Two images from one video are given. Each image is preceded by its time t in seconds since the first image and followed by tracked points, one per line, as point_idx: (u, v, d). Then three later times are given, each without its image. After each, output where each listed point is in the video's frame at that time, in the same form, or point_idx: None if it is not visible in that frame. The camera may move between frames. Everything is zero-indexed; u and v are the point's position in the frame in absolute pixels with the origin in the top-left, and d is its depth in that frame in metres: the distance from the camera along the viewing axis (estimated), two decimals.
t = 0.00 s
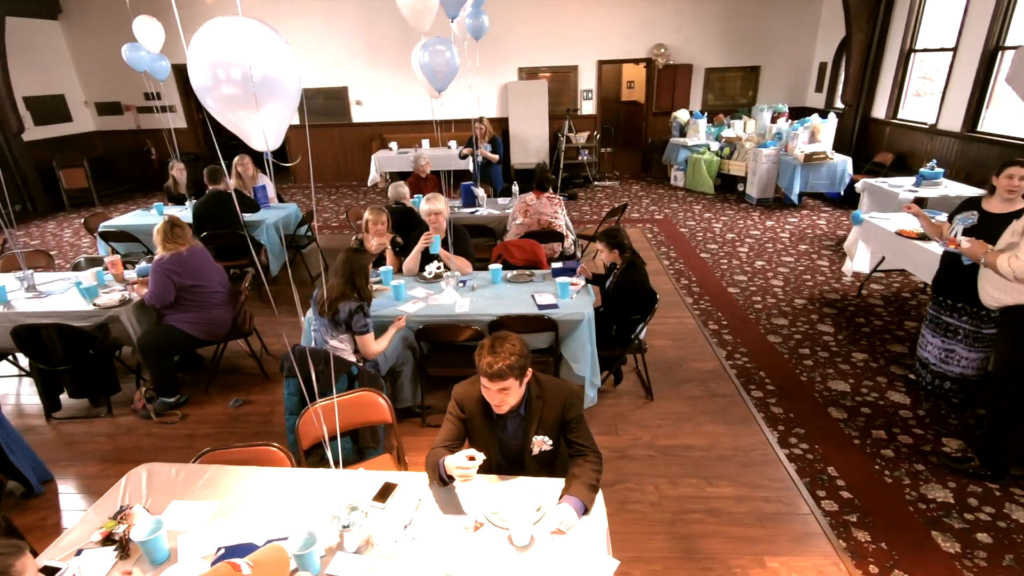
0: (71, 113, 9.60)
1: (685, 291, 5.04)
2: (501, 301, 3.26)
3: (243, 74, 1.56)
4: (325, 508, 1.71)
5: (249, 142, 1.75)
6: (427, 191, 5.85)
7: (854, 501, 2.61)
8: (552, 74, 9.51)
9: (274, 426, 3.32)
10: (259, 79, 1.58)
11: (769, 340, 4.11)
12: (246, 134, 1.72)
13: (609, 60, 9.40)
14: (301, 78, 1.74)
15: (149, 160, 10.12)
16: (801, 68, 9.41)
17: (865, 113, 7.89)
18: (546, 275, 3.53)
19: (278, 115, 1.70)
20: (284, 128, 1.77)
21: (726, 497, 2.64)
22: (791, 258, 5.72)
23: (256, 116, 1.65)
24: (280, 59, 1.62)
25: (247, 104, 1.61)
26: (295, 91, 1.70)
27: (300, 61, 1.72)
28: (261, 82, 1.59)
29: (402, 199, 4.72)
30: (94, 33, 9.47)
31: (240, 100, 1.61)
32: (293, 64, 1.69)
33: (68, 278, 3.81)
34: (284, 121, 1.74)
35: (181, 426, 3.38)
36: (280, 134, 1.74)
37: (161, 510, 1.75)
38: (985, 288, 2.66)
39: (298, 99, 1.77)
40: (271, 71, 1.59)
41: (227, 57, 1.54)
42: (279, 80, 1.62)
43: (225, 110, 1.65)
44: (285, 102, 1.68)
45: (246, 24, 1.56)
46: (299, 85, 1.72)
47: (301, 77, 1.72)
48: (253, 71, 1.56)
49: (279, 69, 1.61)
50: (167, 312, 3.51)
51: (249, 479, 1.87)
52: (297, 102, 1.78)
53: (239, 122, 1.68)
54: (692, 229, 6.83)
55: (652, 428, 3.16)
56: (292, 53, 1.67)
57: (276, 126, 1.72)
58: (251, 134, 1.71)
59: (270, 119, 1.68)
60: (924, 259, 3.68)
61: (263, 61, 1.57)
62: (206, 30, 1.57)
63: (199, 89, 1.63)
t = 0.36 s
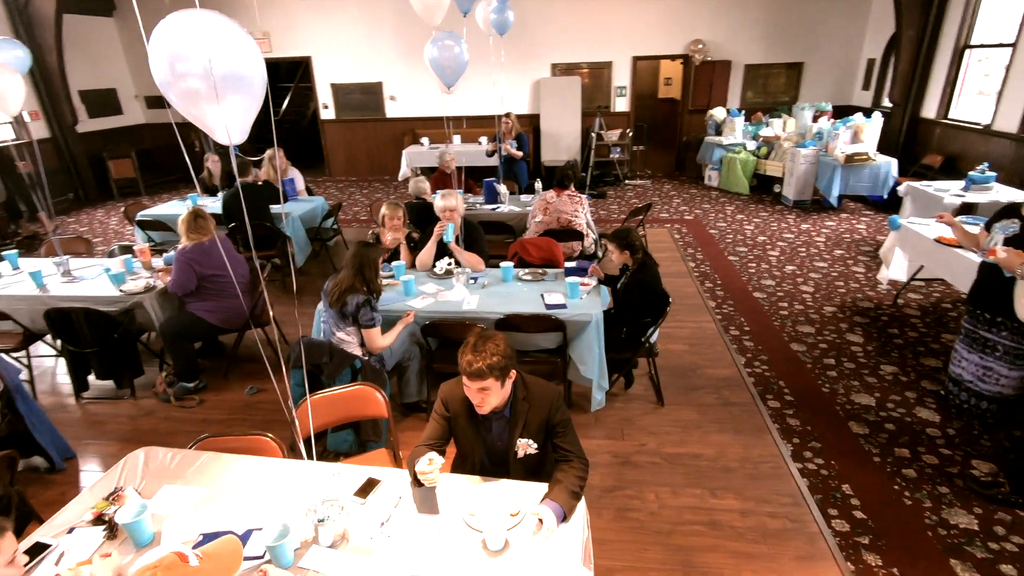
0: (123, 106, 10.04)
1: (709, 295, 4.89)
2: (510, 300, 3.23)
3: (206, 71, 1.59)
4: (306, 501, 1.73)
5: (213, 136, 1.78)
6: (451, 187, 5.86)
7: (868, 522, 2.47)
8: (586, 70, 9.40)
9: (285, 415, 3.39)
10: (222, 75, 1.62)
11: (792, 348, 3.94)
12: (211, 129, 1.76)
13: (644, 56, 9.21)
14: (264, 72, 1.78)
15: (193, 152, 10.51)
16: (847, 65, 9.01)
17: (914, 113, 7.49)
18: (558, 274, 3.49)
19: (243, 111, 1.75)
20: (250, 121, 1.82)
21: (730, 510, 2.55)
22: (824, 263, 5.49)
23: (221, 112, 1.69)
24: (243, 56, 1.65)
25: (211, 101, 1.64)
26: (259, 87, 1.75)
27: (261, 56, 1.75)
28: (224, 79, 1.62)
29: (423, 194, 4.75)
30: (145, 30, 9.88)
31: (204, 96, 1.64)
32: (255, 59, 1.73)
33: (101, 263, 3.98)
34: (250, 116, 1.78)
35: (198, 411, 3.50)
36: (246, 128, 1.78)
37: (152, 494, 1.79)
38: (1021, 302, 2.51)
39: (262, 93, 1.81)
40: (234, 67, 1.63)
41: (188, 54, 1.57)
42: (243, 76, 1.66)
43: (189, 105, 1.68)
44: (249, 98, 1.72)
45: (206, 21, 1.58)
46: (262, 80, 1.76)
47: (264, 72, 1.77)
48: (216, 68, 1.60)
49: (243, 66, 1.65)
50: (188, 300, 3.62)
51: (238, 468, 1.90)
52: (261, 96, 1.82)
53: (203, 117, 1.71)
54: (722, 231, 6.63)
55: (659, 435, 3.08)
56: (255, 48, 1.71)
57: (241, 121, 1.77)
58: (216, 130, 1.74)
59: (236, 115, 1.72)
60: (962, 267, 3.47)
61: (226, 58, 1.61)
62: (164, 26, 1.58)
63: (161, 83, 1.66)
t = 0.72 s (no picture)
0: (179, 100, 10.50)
1: (739, 303, 4.70)
2: (522, 302, 3.18)
3: (168, 76, 1.68)
4: (287, 499, 1.74)
5: (176, 134, 1.87)
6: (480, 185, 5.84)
7: (886, 557, 2.30)
8: (627, 67, 9.20)
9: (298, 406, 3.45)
10: (182, 79, 1.70)
11: (822, 364, 3.74)
12: (173, 129, 1.85)
13: (689, 53, 8.94)
14: (228, 75, 1.86)
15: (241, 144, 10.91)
16: (908, 64, 8.48)
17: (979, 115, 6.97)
18: (574, 278, 3.42)
19: (205, 113, 1.84)
20: (213, 122, 1.91)
21: (735, 533, 2.43)
22: (868, 274, 5.18)
23: (182, 114, 1.78)
24: (206, 62, 1.74)
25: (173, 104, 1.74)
26: (221, 90, 1.84)
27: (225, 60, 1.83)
28: (184, 83, 1.71)
29: (449, 191, 4.76)
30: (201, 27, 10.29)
31: (165, 98, 1.73)
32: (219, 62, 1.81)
33: (137, 251, 4.15)
34: (212, 117, 1.88)
35: (218, 397, 3.61)
36: (208, 129, 1.88)
37: (145, 481, 1.85)
38: None
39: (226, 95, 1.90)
40: (195, 73, 1.72)
41: (149, 58, 1.65)
42: (204, 82, 1.75)
43: (151, 105, 1.77)
44: (210, 102, 1.81)
45: (168, 25, 1.65)
46: (225, 84, 1.85)
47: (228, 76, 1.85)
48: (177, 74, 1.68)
49: (204, 72, 1.74)
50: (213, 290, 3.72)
51: (228, 461, 1.93)
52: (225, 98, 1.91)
53: (165, 117, 1.80)
54: (760, 236, 6.37)
55: (669, 449, 2.97)
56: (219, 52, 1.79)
57: (203, 122, 1.86)
58: (178, 130, 1.84)
59: (197, 116, 1.82)
60: (1015, 285, 3.20)
61: (188, 63, 1.69)
62: (126, 27, 1.65)
63: (123, 82, 1.74)
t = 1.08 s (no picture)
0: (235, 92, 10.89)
1: (779, 309, 4.43)
2: (539, 301, 3.08)
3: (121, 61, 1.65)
4: (272, 493, 1.72)
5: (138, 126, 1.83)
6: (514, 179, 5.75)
7: None
8: (676, 60, 8.86)
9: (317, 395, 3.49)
10: (137, 65, 1.68)
11: (866, 379, 3.46)
12: (134, 120, 1.81)
13: (742, 44, 8.52)
14: (189, 65, 1.85)
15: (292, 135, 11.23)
16: (988, 54, 7.78)
17: None
18: (596, 277, 3.30)
19: (166, 102, 1.81)
20: (176, 113, 1.87)
21: (751, 557, 2.27)
22: (927, 283, 4.78)
23: (141, 103, 1.74)
24: (162, 48, 1.72)
25: (128, 93, 1.70)
26: (181, 79, 1.81)
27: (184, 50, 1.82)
28: (140, 70, 1.69)
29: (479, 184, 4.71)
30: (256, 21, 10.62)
31: (122, 87, 1.70)
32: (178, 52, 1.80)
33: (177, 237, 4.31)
34: (173, 107, 1.84)
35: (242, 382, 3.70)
36: (171, 119, 1.84)
37: (143, 466, 1.88)
38: None
39: (187, 84, 1.88)
40: (150, 60, 1.70)
41: (101, 44, 1.62)
42: (160, 69, 1.72)
43: (108, 95, 1.73)
44: (169, 90, 1.78)
45: (121, 11, 1.64)
46: (185, 73, 1.83)
47: (189, 66, 1.84)
48: (130, 60, 1.65)
49: (160, 58, 1.72)
50: (241, 278, 3.80)
51: (223, 451, 1.94)
52: (187, 89, 1.89)
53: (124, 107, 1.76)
54: (809, 238, 6.00)
55: (687, 461, 2.81)
56: (179, 41, 1.78)
57: (164, 112, 1.83)
58: (139, 121, 1.79)
59: (157, 104, 1.78)
60: None
61: (141, 48, 1.67)
62: (78, 16, 1.63)
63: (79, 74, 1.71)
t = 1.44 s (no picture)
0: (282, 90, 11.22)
1: (815, 324, 4.19)
2: (553, 309, 3.00)
3: (85, 67, 1.66)
4: (257, 497, 1.71)
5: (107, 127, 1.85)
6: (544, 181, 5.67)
7: None
8: (721, 59, 8.56)
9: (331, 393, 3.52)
10: (102, 71, 1.69)
11: (904, 404, 3.23)
12: (102, 124, 1.83)
13: (792, 43, 8.15)
14: (158, 69, 1.84)
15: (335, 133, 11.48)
16: None
17: None
18: (614, 285, 3.20)
19: (132, 106, 1.81)
20: (145, 116, 1.88)
21: None
22: (982, 301, 4.44)
23: (106, 108, 1.76)
24: (127, 54, 1.72)
25: (94, 98, 1.72)
26: (148, 83, 1.81)
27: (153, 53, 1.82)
28: (103, 76, 1.69)
29: (506, 185, 4.66)
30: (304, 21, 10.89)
31: (87, 92, 1.71)
32: (147, 56, 1.80)
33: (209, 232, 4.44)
34: (142, 111, 1.85)
35: (262, 377, 3.77)
36: (139, 124, 1.85)
37: (141, 462, 1.91)
38: None
39: (157, 88, 1.88)
40: (115, 66, 1.70)
41: (65, 50, 1.63)
42: (124, 73, 1.72)
43: (76, 98, 1.75)
44: (136, 96, 1.78)
45: (86, 16, 1.64)
46: (154, 77, 1.83)
47: (157, 69, 1.83)
48: (92, 65, 1.66)
49: (125, 64, 1.72)
50: (265, 274, 3.87)
51: (218, 451, 1.95)
52: (158, 92, 1.89)
53: (91, 110, 1.78)
54: (854, 248, 5.68)
55: (699, 482, 2.68)
56: (145, 44, 1.77)
57: (132, 116, 1.84)
58: (106, 125, 1.81)
59: (124, 108, 1.79)
60: None
61: (105, 54, 1.67)
62: (44, 18, 1.64)
63: (49, 74, 1.74)
